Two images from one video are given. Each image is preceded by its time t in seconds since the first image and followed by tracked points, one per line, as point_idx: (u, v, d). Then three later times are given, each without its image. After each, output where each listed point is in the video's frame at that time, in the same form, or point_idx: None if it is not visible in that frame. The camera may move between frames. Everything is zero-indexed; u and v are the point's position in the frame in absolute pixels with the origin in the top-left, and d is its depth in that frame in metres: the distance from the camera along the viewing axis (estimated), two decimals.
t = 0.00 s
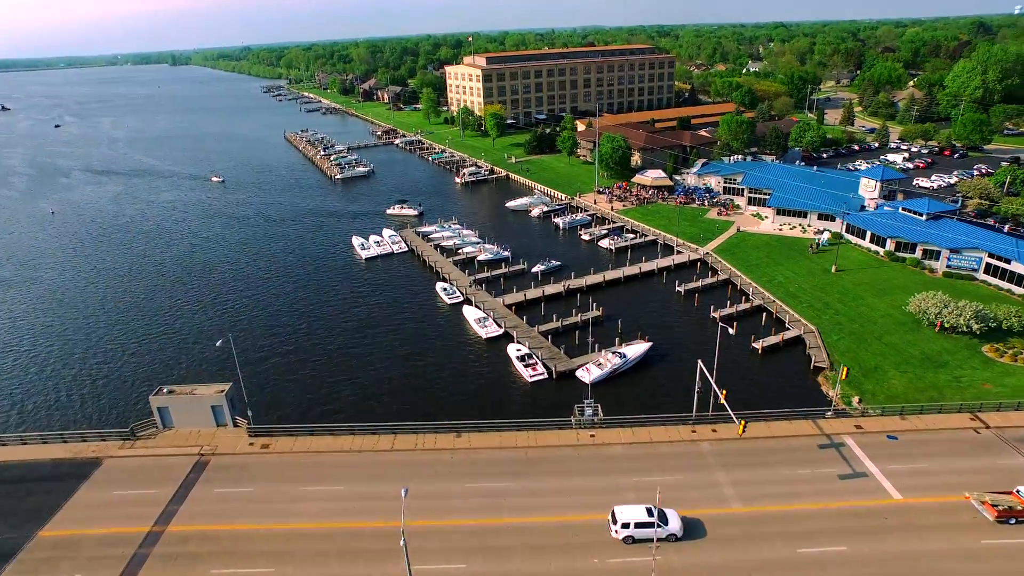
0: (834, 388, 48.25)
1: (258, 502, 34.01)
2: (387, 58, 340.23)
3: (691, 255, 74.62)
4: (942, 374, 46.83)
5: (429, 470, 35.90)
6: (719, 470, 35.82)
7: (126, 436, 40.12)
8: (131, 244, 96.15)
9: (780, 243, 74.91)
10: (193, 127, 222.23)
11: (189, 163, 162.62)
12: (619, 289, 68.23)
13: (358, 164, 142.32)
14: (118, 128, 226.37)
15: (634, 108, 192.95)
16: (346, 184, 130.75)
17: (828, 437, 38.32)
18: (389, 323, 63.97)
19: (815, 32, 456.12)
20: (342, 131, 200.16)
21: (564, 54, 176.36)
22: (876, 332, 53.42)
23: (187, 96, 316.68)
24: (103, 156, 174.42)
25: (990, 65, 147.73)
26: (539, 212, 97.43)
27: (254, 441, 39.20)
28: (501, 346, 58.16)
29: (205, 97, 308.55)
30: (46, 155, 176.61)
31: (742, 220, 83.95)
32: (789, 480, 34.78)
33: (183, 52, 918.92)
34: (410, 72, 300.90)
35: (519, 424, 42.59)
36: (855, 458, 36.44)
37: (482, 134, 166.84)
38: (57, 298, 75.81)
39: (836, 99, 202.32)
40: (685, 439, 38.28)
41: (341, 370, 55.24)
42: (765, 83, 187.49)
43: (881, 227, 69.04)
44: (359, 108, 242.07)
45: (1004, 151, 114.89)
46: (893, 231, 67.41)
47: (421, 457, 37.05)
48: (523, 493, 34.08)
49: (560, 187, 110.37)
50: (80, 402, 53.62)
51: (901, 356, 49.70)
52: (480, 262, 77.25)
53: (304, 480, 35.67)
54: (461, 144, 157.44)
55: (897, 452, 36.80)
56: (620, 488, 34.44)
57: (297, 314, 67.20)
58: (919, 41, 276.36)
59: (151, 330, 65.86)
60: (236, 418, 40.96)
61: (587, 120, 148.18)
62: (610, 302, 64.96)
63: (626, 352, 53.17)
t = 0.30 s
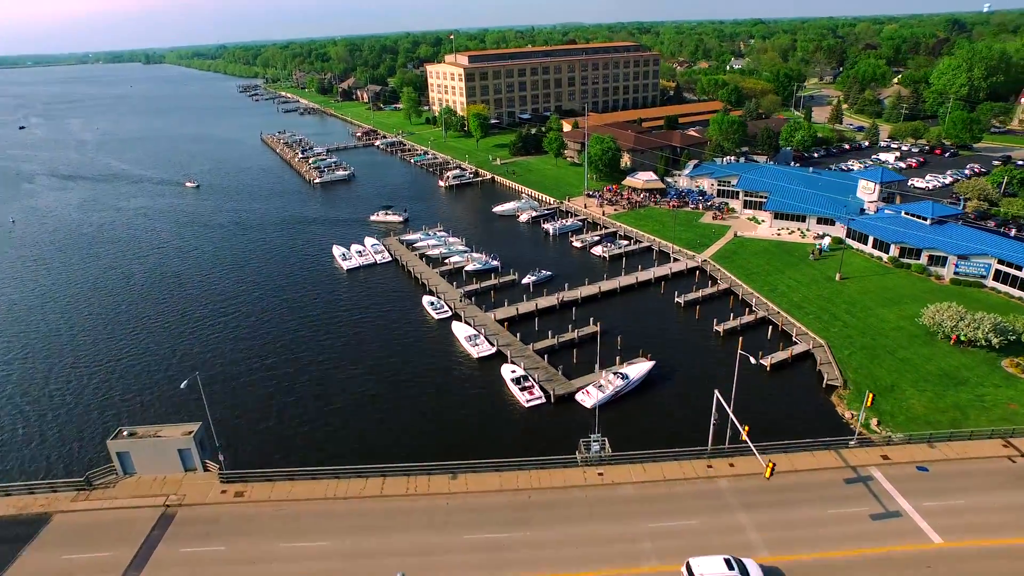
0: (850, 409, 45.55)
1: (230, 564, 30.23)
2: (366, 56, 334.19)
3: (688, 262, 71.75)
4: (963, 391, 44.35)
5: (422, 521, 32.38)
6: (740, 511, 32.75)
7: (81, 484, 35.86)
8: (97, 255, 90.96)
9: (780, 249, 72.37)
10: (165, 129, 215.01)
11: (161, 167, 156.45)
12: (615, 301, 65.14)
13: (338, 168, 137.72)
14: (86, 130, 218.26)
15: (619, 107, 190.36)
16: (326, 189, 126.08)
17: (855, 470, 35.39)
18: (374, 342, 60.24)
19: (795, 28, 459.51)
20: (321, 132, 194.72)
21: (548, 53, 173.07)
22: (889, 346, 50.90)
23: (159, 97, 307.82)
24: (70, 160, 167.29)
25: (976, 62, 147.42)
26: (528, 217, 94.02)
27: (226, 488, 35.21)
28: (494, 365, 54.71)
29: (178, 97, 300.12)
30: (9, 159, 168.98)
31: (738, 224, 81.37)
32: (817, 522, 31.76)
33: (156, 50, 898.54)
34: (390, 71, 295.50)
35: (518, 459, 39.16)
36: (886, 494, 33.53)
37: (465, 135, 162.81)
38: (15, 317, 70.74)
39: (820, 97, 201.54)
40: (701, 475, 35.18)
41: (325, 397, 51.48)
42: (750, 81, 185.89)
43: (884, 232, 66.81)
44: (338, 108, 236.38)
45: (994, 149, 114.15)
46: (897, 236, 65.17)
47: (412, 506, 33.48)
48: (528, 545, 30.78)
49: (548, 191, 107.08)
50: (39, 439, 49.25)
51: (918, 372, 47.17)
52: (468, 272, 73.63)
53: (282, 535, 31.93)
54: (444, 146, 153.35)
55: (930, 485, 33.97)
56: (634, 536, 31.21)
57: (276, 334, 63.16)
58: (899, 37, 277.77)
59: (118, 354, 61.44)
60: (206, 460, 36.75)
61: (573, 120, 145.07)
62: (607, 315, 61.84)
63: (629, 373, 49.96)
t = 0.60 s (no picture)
0: (864, 429, 42.89)
1: None
2: (340, 55, 327.21)
3: (682, 270, 69.07)
4: (982, 409, 42.18)
5: None
6: (764, 558, 29.78)
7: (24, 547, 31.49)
8: (55, 269, 85.32)
9: (776, 254, 70.02)
10: (130, 131, 206.78)
11: (126, 172, 149.62)
12: (608, 313, 62.14)
13: (312, 172, 132.77)
14: (46, 132, 208.85)
15: (600, 105, 187.95)
16: (301, 194, 121.01)
17: (883, 504, 32.58)
18: (355, 364, 56.43)
19: (769, 24, 463.33)
20: (294, 133, 188.79)
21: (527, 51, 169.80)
22: (899, 359, 48.64)
23: (123, 96, 297.32)
24: (28, 165, 159.24)
25: (953, 59, 148.03)
26: (513, 223, 90.64)
27: (192, 549, 31.09)
28: (484, 387, 51.30)
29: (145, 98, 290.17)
30: None
31: (730, 228, 79.06)
32: (849, 569, 28.89)
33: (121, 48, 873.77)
34: (364, 69, 289.39)
35: (518, 501, 35.75)
36: (919, 532, 30.72)
37: (444, 135, 158.76)
38: None
39: (799, 93, 201.61)
40: (719, 516, 32.19)
41: (304, 431, 47.65)
42: (731, 78, 184.88)
43: (882, 237, 64.93)
44: (312, 108, 230.08)
45: (977, 147, 114.12)
46: (897, 241, 63.31)
47: (402, 565, 29.89)
48: None
49: (533, 194, 103.77)
50: None
51: (933, 387, 44.94)
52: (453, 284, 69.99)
53: None
54: (422, 147, 149.12)
55: (964, 521, 31.32)
56: None
57: (250, 358, 58.92)
58: (873, 34, 280.65)
59: (76, 381, 56.66)
60: (171, 515, 32.32)
61: (555, 120, 141.94)
62: (601, 330, 58.75)
63: (630, 395, 46.90)
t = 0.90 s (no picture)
0: (876, 448, 40.55)
1: None
2: (308, 53, 319.26)
3: (673, 277, 66.56)
4: (997, 425, 40.28)
5: None
6: None
7: None
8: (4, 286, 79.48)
9: (768, 258, 67.99)
10: (87, 134, 197.77)
11: (82, 178, 142.21)
12: (599, 326, 59.24)
13: (281, 176, 127.49)
14: None
15: (576, 103, 185.39)
16: (269, 200, 115.66)
17: (913, 540, 29.96)
18: (332, 389, 52.65)
19: (738, 20, 467.12)
20: (262, 135, 182.29)
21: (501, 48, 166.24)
22: (906, 371, 46.64)
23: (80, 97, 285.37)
24: None
25: (925, 56, 149.13)
26: (494, 229, 87.31)
27: None
28: (472, 412, 47.94)
29: (102, 99, 278.36)
30: None
31: (718, 232, 76.94)
32: None
33: (78, 47, 843.49)
34: (333, 68, 282.30)
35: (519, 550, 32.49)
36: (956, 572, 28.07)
37: (417, 136, 154.34)
38: None
39: (773, 90, 201.98)
40: (740, 560, 29.41)
41: (279, 468, 43.81)
42: (706, 75, 184.01)
43: (876, 240, 63.33)
44: (280, 108, 223.02)
45: (954, 143, 114.53)
46: (891, 244, 61.74)
47: None
48: None
49: (513, 198, 100.50)
50: None
51: (944, 401, 42.98)
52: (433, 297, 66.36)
53: None
54: (395, 148, 144.62)
55: (1001, 556, 28.80)
56: None
57: (219, 384, 54.61)
58: (841, 29, 283.68)
59: (24, 414, 51.91)
60: None
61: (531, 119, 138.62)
62: (593, 344, 55.88)
63: (630, 420, 44.00)
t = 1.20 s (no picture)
0: (893, 470, 38.29)
1: None
2: (277, 51, 311.03)
3: (667, 284, 64.22)
4: (1016, 441, 38.58)
5: None
6: None
7: None
8: None
9: (763, 263, 65.98)
10: (46, 137, 188.96)
11: (40, 184, 135.15)
12: (594, 339, 56.52)
13: (252, 181, 122.35)
14: None
15: (554, 101, 182.57)
16: (240, 206, 110.55)
17: None
18: (312, 415, 49.04)
19: (710, 15, 469.45)
20: (231, 137, 175.89)
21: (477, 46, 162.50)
22: (916, 382, 44.82)
23: (38, 98, 273.90)
24: None
25: (901, 52, 149.75)
26: (477, 235, 84.05)
27: None
28: (465, 438, 44.82)
29: (62, 99, 267.04)
30: None
31: (709, 236, 74.97)
32: None
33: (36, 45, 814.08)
34: (304, 66, 275.22)
35: None
36: None
37: (393, 136, 149.88)
38: None
39: (750, 86, 201.68)
40: None
41: (256, 510, 40.17)
42: (685, 71, 182.57)
43: (874, 243, 61.80)
44: (249, 109, 216.06)
45: (935, 140, 114.56)
46: (889, 247, 60.22)
47: None
48: None
49: (495, 202, 97.23)
50: None
51: (959, 416, 41.18)
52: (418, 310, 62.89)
53: None
54: (371, 150, 140.05)
55: None
56: None
57: (190, 413, 50.53)
58: (814, 25, 285.69)
59: None
60: None
61: (510, 119, 135.32)
62: (589, 360, 53.11)
63: (634, 445, 41.33)
